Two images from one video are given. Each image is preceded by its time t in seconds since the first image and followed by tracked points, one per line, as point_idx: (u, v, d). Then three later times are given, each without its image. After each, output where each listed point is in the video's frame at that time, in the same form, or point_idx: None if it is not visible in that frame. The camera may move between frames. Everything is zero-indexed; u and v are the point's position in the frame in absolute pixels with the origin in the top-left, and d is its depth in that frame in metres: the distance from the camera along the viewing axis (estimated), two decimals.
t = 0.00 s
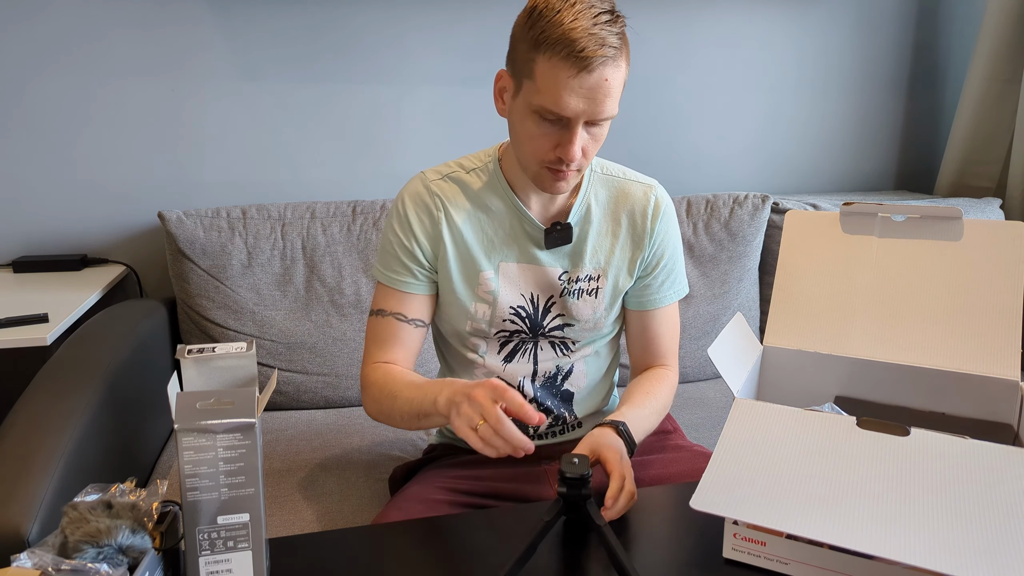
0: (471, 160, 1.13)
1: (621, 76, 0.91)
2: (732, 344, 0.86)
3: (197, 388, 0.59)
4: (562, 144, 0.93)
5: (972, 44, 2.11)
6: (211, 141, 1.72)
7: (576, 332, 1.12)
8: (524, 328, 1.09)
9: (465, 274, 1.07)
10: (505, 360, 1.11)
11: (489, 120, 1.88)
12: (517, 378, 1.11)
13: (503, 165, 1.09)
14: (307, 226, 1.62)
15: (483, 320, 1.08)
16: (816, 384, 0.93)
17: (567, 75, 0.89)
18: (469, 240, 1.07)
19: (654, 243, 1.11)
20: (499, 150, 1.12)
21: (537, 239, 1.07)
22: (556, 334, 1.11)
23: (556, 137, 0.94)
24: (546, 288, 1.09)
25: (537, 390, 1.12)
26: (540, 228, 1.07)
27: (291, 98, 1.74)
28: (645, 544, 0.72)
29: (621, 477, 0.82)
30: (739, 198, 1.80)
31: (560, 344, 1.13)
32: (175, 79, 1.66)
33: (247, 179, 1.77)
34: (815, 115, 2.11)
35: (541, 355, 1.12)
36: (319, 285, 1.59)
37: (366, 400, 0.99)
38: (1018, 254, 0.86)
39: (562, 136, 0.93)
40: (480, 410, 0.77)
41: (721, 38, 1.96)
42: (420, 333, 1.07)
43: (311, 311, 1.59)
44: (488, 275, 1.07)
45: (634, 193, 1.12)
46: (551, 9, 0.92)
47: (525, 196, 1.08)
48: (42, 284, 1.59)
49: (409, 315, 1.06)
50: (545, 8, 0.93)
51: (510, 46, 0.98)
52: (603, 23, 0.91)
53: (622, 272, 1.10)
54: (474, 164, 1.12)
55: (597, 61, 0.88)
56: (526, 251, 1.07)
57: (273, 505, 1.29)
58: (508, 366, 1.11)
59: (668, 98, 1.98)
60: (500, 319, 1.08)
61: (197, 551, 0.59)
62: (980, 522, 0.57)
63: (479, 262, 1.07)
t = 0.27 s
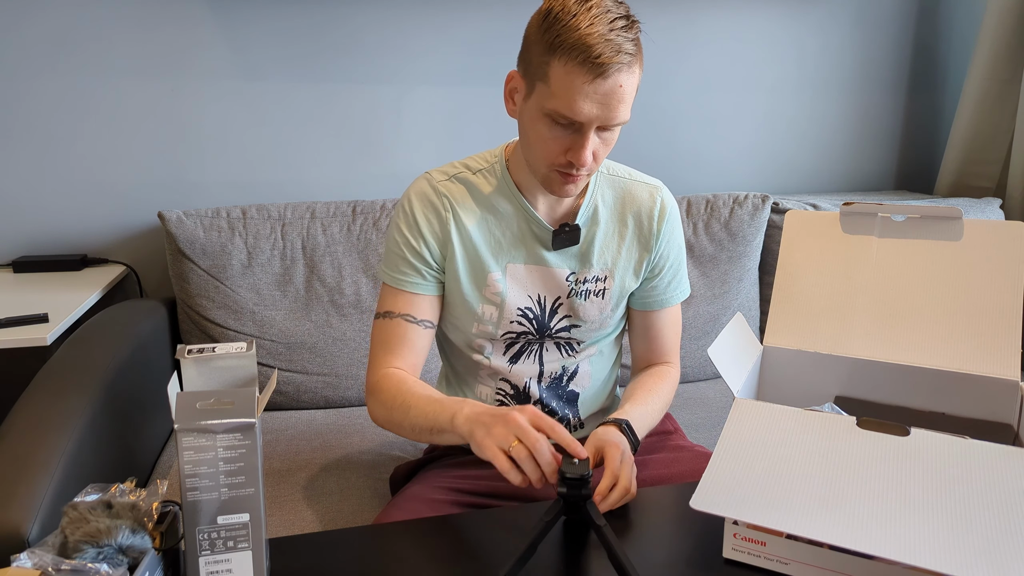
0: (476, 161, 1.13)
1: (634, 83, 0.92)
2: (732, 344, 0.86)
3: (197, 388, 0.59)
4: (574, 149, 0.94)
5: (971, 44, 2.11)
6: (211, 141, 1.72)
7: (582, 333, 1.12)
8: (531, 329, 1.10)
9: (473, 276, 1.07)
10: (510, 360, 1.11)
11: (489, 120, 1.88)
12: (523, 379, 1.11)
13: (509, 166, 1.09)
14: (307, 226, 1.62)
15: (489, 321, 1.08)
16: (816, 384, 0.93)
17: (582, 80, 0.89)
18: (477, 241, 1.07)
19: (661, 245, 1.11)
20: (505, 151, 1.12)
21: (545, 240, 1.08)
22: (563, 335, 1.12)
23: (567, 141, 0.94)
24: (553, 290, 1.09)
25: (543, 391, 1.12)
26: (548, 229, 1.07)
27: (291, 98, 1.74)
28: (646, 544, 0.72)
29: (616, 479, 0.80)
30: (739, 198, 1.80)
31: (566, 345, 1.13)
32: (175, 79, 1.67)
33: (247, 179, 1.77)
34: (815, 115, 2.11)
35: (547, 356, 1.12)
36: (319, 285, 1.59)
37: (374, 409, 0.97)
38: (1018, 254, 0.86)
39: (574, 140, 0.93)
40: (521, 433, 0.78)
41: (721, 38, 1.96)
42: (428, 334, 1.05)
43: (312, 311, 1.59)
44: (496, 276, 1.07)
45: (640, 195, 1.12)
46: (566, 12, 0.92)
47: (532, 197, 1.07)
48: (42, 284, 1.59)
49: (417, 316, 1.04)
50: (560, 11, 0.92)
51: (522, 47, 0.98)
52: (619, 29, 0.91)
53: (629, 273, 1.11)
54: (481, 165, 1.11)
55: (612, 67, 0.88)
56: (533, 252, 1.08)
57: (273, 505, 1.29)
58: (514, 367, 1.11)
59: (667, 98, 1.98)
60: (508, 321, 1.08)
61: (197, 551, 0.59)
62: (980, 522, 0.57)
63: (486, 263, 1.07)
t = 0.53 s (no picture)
0: (478, 161, 1.13)
1: (637, 81, 0.91)
2: (732, 343, 0.86)
3: (197, 388, 0.59)
4: (576, 147, 0.94)
5: (971, 44, 2.11)
6: (211, 141, 1.72)
7: (583, 334, 1.12)
8: (531, 330, 1.09)
9: (474, 276, 1.07)
10: (511, 361, 1.11)
11: (489, 120, 1.88)
12: (523, 380, 1.11)
13: (511, 167, 1.09)
14: (307, 226, 1.62)
15: (490, 323, 1.08)
16: (816, 384, 0.93)
17: (585, 78, 0.89)
18: (478, 242, 1.06)
19: (663, 248, 1.11)
20: (507, 151, 1.11)
21: (546, 241, 1.07)
22: (563, 336, 1.11)
23: (570, 140, 0.94)
24: (554, 290, 1.08)
25: (543, 392, 1.12)
26: (549, 230, 1.07)
27: (291, 98, 1.74)
28: (646, 544, 0.72)
29: (619, 480, 0.82)
30: (739, 198, 1.80)
31: (566, 346, 1.12)
32: (175, 79, 1.66)
33: (247, 179, 1.77)
34: (815, 116, 2.11)
35: (547, 357, 1.12)
36: (319, 285, 1.59)
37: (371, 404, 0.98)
38: (1018, 254, 0.86)
39: (576, 139, 0.93)
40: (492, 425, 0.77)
41: (721, 38, 1.96)
42: (428, 334, 1.07)
43: (312, 311, 1.59)
44: (497, 277, 1.07)
45: (643, 198, 1.12)
46: (570, 11, 0.92)
47: (535, 198, 1.07)
48: (42, 284, 1.59)
49: (417, 317, 1.06)
50: (564, 10, 0.92)
51: (525, 47, 0.98)
52: (623, 28, 0.91)
53: (631, 275, 1.11)
54: (483, 165, 1.11)
55: (615, 66, 0.88)
56: (534, 253, 1.07)
57: (273, 505, 1.29)
58: (514, 368, 1.11)
59: (667, 99, 1.98)
60: (508, 321, 1.08)
61: (197, 551, 0.59)
62: (980, 522, 0.57)
63: (487, 264, 1.06)
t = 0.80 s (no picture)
0: (479, 163, 1.13)
1: (639, 83, 0.91)
2: (732, 343, 0.86)
3: (198, 388, 0.59)
4: (577, 150, 0.93)
5: (971, 43, 2.11)
6: (211, 141, 1.72)
7: (583, 336, 1.12)
8: (531, 333, 1.10)
9: (473, 281, 1.07)
10: (511, 363, 1.11)
11: (489, 120, 1.88)
12: (523, 382, 1.12)
13: (512, 170, 1.09)
14: (307, 226, 1.62)
15: (489, 326, 1.08)
16: (816, 384, 0.93)
17: (587, 80, 0.89)
18: (478, 246, 1.06)
19: (665, 251, 1.11)
20: (509, 153, 1.11)
21: (547, 245, 1.07)
22: (563, 339, 1.11)
23: (571, 143, 0.94)
24: (554, 294, 1.08)
25: (542, 393, 1.13)
26: (549, 234, 1.07)
27: (290, 98, 1.74)
28: (645, 543, 0.72)
29: (622, 474, 0.81)
30: (739, 198, 1.80)
31: (567, 348, 1.12)
32: (175, 79, 1.67)
33: (247, 179, 1.77)
34: (815, 115, 2.11)
35: (548, 359, 1.12)
36: (319, 285, 1.59)
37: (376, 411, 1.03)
38: (1018, 253, 0.86)
39: (578, 141, 0.93)
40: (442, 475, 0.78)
41: (721, 38, 1.96)
42: (427, 337, 1.10)
43: (311, 311, 1.59)
44: (496, 281, 1.07)
45: (644, 200, 1.11)
46: (572, 12, 0.92)
47: (535, 202, 1.08)
48: (42, 284, 1.59)
49: (416, 321, 1.08)
50: (566, 12, 0.92)
51: (528, 48, 0.98)
52: (625, 30, 0.91)
53: (631, 278, 1.11)
54: (483, 167, 1.11)
55: (616, 67, 0.88)
56: (534, 257, 1.07)
57: (273, 505, 1.29)
58: (514, 370, 1.11)
59: (668, 98, 1.98)
60: (507, 325, 1.08)
61: (197, 551, 0.59)
62: (979, 522, 0.57)
63: (487, 268, 1.06)
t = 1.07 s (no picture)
0: (480, 164, 1.12)
1: (634, 79, 0.91)
2: (732, 343, 0.86)
3: (198, 388, 0.59)
4: (573, 147, 0.93)
5: (971, 43, 2.11)
6: (211, 141, 1.72)
7: (583, 339, 1.12)
8: (532, 335, 1.09)
9: (475, 283, 1.07)
10: (511, 365, 1.11)
11: (489, 120, 1.88)
12: (523, 384, 1.12)
13: (513, 171, 1.09)
14: (307, 226, 1.62)
15: (490, 328, 1.08)
16: (816, 384, 0.94)
17: (579, 75, 0.88)
18: (479, 248, 1.06)
19: (667, 253, 1.11)
20: (510, 154, 1.11)
21: (548, 247, 1.07)
22: (564, 342, 1.11)
23: (566, 140, 0.94)
24: (555, 296, 1.08)
25: (542, 395, 1.13)
26: (551, 236, 1.07)
27: (290, 98, 1.74)
28: (646, 543, 0.72)
29: (614, 471, 0.83)
30: (739, 197, 1.80)
31: (567, 351, 1.12)
32: (176, 79, 1.67)
33: (247, 179, 1.77)
34: (815, 116, 2.11)
35: (548, 362, 1.12)
36: (319, 285, 1.59)
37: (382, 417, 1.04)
38: (1018, 254, 0.86)
39: (573, 138, 0.93)
40: (477, 482, 0.79)
41: (721, 38, 1.96)
42: (433, 339, 1.10)
43: (311, 311, 1.59)
44: (497, 283, 1.07)
45: (646, 203, 1.11)
46: (566, 10, 0.92)
47: (537, 204, 1.08)
48: (43, 284, 1.59)
49: (422, 323, 1.08)
50: (560, 10, 0.93)
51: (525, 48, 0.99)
52: (619, 25, 0.91)
53: (633, 281, 1.11)
54: (485, 168, 1.11)
55: (608, 62, 0.88)
56: (536, 259, 1.07)
57: (273, 505, 1.29)
58: (515, 372, 1.11)
59: (668, 98, 1.98)
60: (508, 327, 1.08)
61: (198, 551, 0.59)
62: (979, 522, 0.57)
63: (488, 270, 1.06)
